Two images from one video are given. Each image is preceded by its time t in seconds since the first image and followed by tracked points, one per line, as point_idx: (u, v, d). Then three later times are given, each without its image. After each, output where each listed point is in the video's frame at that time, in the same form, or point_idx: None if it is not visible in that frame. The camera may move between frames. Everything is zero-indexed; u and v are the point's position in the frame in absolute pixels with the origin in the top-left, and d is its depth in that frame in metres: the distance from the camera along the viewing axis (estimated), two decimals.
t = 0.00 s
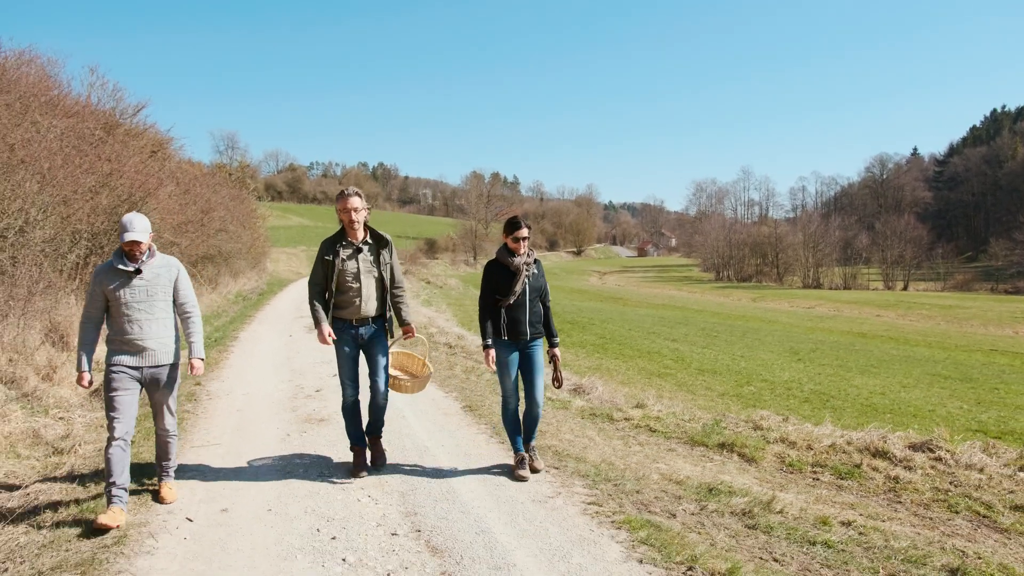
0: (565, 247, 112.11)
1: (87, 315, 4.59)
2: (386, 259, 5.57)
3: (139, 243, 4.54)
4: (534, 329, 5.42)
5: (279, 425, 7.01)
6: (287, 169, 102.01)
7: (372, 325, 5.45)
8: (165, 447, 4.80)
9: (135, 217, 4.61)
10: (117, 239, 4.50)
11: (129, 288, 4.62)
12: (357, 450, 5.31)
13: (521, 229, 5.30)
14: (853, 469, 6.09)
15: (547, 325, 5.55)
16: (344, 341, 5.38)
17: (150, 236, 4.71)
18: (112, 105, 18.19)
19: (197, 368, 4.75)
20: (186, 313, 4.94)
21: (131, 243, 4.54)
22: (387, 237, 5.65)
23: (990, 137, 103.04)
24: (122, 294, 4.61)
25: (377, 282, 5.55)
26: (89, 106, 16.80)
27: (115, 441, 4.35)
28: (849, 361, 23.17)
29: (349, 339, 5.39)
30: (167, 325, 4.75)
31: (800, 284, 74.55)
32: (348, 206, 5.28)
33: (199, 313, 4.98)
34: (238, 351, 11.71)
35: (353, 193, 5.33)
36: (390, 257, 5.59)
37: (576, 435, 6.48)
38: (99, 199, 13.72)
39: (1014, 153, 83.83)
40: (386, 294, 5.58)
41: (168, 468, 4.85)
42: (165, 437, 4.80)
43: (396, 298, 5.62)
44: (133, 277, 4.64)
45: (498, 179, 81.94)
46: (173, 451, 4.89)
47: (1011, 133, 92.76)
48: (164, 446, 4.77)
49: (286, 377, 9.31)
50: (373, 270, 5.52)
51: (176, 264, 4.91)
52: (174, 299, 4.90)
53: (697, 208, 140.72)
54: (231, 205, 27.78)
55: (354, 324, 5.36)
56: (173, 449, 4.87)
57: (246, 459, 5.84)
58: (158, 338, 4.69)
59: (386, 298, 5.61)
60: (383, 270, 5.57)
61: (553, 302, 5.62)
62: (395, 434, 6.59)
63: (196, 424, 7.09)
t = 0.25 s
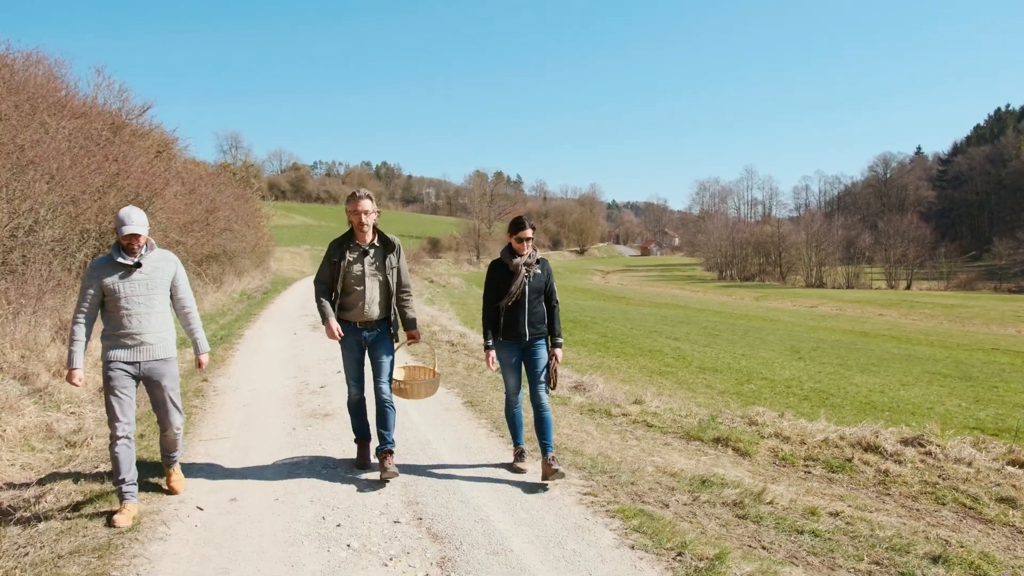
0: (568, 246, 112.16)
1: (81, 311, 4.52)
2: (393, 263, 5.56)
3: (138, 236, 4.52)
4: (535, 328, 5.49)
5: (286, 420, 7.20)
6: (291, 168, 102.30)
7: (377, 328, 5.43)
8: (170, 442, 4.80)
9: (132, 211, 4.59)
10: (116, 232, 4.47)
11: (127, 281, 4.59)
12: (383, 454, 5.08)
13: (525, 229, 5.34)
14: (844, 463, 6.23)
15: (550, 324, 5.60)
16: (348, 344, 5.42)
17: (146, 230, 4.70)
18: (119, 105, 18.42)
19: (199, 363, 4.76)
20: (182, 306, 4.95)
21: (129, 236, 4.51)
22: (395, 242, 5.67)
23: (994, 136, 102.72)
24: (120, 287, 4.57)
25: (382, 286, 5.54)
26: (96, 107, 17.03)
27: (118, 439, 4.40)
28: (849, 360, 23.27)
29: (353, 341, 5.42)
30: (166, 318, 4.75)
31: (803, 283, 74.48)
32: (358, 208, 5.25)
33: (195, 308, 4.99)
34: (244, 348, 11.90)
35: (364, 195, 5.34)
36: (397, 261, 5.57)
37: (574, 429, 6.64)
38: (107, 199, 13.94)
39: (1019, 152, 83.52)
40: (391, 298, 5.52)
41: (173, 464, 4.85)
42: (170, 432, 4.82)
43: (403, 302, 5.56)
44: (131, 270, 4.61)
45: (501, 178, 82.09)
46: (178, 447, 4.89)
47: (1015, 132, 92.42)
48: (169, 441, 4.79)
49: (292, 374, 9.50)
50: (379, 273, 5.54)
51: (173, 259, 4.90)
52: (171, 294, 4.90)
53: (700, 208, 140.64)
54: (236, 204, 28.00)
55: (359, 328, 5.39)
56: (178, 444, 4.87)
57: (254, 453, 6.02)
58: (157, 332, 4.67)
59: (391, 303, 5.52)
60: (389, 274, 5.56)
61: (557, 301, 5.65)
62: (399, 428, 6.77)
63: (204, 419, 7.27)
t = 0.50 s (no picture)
0: (571, 247, 112.22)
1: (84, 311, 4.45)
2: (405, 266, 5.45)
3: (142, 238, 4.47)
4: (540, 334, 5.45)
5: (291, 418, 7.36)
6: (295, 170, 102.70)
7: (384, 331, 5.34)
8: (173, 447, 4.61)
9: (139, 213, 4.55)
10: (121, 233, 4.44)
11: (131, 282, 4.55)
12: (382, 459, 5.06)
13: (530, 231, 5.43)
14: (837, 460, 6.36)
15: (557, 329, 5.51)
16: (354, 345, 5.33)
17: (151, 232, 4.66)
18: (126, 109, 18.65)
19: (203, 363, 4.69)
20: (186, 308, 4.88)
21: (134, 238, 4.46)
22: (410, 245, 5.57)
23: (998, 137, 102.43)
24: (124, 287, 4.53)
25: (394, 288, 5.43)
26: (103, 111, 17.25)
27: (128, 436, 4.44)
28: (851, 361, 23.35)
29: (361, 342, 5.29)
30: (170, 317, 4.69)
31: (807, 284, 74.41)
32: (374, 208, 5.23)
33: (199, 309, 4.90)
34: (249, 348, 12.06)
35: (381, 196, 5.30)
36: (410, 265, 5.46)
37: (572, 427, 6.79)
38: (115, 201, 14.16)
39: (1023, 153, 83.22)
40: (401, 301, 5.43)
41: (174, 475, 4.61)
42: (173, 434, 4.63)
43: (413, 306, 5.45)
44: (136, 271, 4.58)
45: (504, 180, 82.28)
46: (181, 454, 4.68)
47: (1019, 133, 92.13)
48: (171, 448, 4.58)
49: (297, 373, 9.67)
50: (391, 275, 5.42)
51: (178, 261, 4.85)
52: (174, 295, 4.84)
53: (704, 209, 140.56)
54: (240, 205, 28.23)
55: (368, 328, 5.29)
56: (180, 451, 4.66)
57: (260, 450, 6.18)
58: (160, 331, 4.62)
59: (401, 305, 5.44)
60: (401, 277, 5.44)
61: (566, 306, 5.54)
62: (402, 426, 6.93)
63: (211, 417, 7.39)
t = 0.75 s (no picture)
0: (576, 247, 112.21)
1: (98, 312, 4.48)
2: (416, 264, 5.53)
3: (153, 238, 4.45)
4: (549, 331, 5.43)
5: (299, 413, 7.57)
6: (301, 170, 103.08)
7: (394, 328, 5.39)
8: (181, 450, 4.46)
9: (152, 214, 4.55)
10: (133, 234, 4.43)
11: (142, 284, 4.52)
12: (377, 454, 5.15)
13: (544, 226, 5.41)
14: (832, 454, 6.50)
15: (568, 326, 5.51)
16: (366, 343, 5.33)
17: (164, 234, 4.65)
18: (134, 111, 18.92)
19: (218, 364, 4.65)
20: (201, 311, 4.81)
21: (145, 239, 4.46)
22: (420, 243, 5.65)
23: (1006, 136, 101.74)
24: (136, 290, 4.52)
25: (405, 286, 5.49)
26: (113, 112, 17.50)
27: (142, 435, 4.57)
28: (854, 360, 23.39)
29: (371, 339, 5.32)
30: (180, 320, 4.63)
31: (813, 284, 74.21)
32: (386, 207, 5.31)
33: (213, 310, 4.84)
34: (257, 346, 12.27)
35: (393, 195, 5.37)
36: (420, 262, 5.55)
37: (573, 423, 6.95)
38: (125, 202, 14.40)
39: None
40: (412, 298, 5.52)
41: (188, 481, 4.41)
42: (181, 437, 4.52)
43: (423, 303, 5.54)
44: (147, 273, 4.55)
45: (510, 179, 82.47)
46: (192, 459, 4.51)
47: None
48: (180, 452, 4.43)
49: (304, 370, 9.86)
50: (402, 273, 5.47)
51: (192, 263, 4.82)
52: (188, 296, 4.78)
53: (709, 208, 140.24)
54: (247, 206, 28.49)
55: (377, 325, 5.35)
56: (191, 457, 4.48)
57: (269, 444, 6.40)
58: (171, 334, 4.58)
59: (412, 302, 5.53)
60: (412, 274, 5.52)
61: (577, 303, 5.54)
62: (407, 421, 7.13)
63: (222, 413, 7.60)
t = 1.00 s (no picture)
0: (581, 246, 112.28)
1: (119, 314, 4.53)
2: (423, 265, 5.52)
3: (171, 240, 4.46)
4: (559, 330, 5.36)
5: (306, 408, 7.76)
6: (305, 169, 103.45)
7: (404, 331, 5.37)
8: (198, 456, 4.41)
9: (172, 216, 4.58)
10: (152, 236, 4.47)
11: (162, 286, 4.54)
12: (377, 457, 5.04)
13: (555, 225, 5.21)
14: (826, 449, 6.64)
15: (575, 325, 5.46)
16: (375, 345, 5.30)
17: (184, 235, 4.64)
18: (142, 112, 19.14)
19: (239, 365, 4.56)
20: (224, 312, 4.80)
21: (164, 241, 4.48)
22: (426, 243, 5.62)
23: (1012, 134, 101.22)
24: (156, 292, 4.53)
25: (413, 288, 5.51)
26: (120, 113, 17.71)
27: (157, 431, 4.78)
28: (856, 358, 23.46)
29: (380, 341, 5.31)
30: (199, 323, 4.62)
31: (817, 283, 74.11)
32: (391, 209, 5.23)
33: (237, 312, 4.81)
34: (264, 344, 12.48)
35: (397, 196, 5.28)
36: (428, 263, 5.53)
37: (574, 418, 7.12)
38: (133, 202, 14.62)
39: None
40: (420, 299, 5.53)
41: (202, 486, 4.37)
42: (198, 442, 4.46)
43: (430, 304, 5.54)
44: (167, 275, 4.57)
45: (514, 178, 82.55)
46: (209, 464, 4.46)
47: None
48: (196, 456, 4.38)
49: (311, 367, 10.04)
50: (410, 275, 5.48)
51: (214, 264, 4.81)
52: (210, 298, 4.79)
53: (714, 207, 140.06)
54: (253, 205, 28.74)
55: (387, 328, 5.31)
56: (207, 460, 4.45)
57: (277, 437, 6.60)
58: (190, 337, 4.58)
59: (420, 303, 5.54)
60: (420, 275, 5.53)
61: (584, 303, 5.50)
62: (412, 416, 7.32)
63: (230, 407, 7.80)
